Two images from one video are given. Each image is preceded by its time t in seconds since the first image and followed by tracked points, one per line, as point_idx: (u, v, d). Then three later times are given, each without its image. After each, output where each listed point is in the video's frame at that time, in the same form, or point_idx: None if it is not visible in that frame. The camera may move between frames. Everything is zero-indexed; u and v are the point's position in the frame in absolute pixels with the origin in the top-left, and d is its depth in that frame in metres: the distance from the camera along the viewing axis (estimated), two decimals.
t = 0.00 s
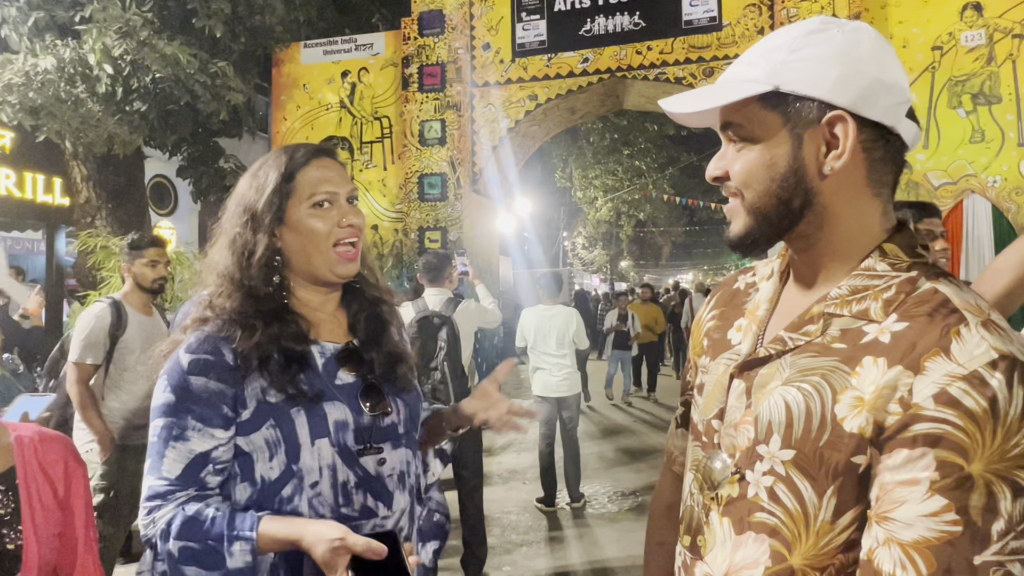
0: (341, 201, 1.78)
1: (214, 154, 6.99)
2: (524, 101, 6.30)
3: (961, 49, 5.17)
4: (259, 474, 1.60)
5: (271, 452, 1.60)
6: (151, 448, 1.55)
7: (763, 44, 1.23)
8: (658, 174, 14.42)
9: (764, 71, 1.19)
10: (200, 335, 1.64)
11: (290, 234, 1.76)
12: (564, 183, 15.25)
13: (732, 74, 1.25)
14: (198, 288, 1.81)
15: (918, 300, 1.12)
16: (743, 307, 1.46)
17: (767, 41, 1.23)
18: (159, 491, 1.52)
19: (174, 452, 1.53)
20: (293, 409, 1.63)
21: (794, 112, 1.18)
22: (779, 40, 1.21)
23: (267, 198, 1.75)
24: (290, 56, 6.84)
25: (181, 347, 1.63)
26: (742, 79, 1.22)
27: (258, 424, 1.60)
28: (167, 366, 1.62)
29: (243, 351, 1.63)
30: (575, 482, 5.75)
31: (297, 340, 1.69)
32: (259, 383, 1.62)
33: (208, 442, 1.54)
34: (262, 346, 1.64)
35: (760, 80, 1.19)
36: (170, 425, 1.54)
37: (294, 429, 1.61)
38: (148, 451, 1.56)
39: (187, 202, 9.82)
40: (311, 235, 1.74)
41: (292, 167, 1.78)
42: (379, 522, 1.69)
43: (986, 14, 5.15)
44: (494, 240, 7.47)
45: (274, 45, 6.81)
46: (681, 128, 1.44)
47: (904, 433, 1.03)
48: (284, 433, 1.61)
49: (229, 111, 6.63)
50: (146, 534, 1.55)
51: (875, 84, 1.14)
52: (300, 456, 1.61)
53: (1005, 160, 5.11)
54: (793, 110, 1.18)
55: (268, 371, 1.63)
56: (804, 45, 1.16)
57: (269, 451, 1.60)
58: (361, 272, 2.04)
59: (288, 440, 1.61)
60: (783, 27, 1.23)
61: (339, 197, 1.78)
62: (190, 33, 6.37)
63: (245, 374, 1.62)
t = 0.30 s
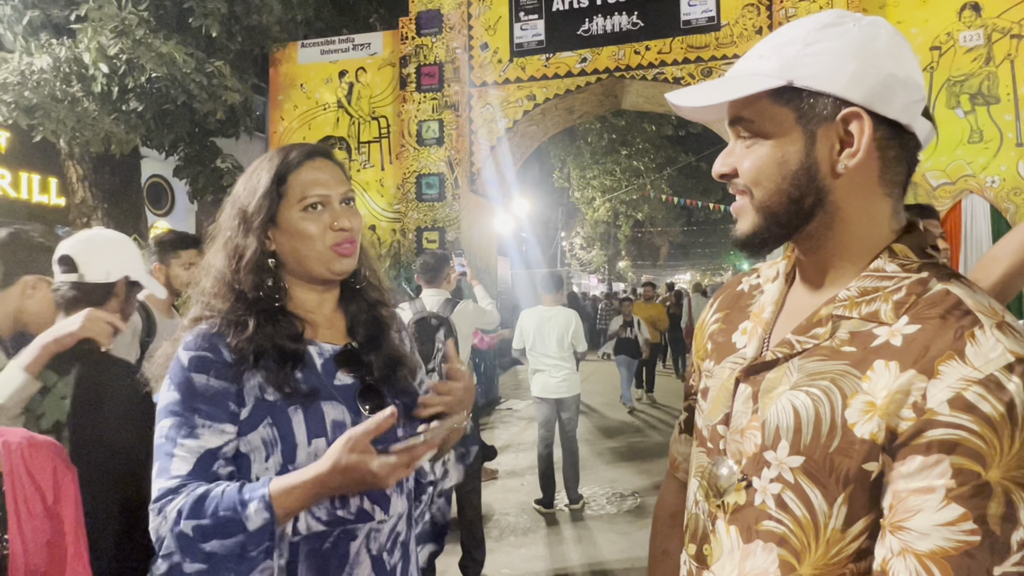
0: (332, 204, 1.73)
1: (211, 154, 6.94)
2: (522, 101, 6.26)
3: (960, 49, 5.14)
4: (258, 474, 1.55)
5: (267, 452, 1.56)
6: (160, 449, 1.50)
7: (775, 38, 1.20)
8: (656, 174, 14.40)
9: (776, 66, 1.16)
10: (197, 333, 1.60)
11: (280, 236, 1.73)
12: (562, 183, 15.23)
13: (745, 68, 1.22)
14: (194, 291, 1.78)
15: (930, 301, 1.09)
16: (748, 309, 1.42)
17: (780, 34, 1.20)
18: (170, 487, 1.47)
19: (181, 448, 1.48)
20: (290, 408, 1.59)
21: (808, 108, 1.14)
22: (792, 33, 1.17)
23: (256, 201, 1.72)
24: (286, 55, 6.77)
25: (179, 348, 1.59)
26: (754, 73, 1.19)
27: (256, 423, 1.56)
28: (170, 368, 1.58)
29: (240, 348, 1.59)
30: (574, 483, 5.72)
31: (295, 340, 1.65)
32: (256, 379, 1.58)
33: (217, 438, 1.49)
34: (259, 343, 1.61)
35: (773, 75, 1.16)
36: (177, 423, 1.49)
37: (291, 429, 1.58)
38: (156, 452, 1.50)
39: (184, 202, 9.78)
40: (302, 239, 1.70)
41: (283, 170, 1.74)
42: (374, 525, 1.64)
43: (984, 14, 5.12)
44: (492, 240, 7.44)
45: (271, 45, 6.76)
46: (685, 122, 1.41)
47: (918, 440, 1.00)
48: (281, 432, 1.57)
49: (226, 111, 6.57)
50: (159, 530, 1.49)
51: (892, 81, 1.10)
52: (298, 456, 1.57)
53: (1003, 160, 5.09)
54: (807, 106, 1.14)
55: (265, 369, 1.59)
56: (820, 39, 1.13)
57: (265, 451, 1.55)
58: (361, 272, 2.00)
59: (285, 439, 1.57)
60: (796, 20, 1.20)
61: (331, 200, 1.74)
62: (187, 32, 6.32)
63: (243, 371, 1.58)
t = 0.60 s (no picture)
0: (335, 202, 1.69)
1: (207, 154, 6.90)
2: (520, 100, 6.22)
3: (957, 49, 5.10)
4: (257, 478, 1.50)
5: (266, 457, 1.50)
6: (151, 454, 1.45)
7: (786, 30, 1.16)
8: (653, 175, 14.38)
9: (787, 59, 1.12)
10: (193, 334, 1.55)
11: (282, 234, 1.68)
12: (559, 184, 15.20)
13: (753, 61, 1.18)
14: (191, 293, 1.74)
15: (947, 303, 1.05)
16: (756, 310, 1.38)
17: (790, 27, 1.16)
18: (154, 494, 1.42)
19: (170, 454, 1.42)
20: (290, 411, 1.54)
21: (820, 103, 1.10)
22: (803, 25, 1.13)
23: (258, 198, 1.67)
24: (282, 55, 6.68)
25: (176, 349, 1.54)
26: (763, 67, 1.15)
27: (254, 426, 1.51)
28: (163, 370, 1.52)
29: (237, 349, 1.55)
30: (572, 485, 5.67)
31: (291, 343, 1.61)
32: (254, 382, 1.53)
33: (207, 445, 1.43)
34: (256, 344, 1.56)
35: (784, 69, 1.12)
36: (170, 427, 1.44)
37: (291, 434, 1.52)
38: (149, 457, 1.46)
39: (180, 202, 9.73)
40: (303, 236, 1.66)
41: (285, 166, 1.69)
42: (377, 531, 1.59)
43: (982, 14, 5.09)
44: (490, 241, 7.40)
45: (267, 45, 6.69)
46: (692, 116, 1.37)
47: (939, 445, 0.97)
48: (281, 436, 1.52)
49: (222, 110, 6.52)
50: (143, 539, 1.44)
51: (908, 74, 1.06)
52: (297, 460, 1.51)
53: (1001, 160, 5.06)
54: (819, 101, 1.10)
55: (263, 371, 1.55)
56: (833, 31, 1.09)
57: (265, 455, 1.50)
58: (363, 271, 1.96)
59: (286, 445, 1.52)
60: (807, 12, 1.16)
61: (334, 198, 1.70)
62: (183, 31, 6.28)
63: (240, 374, 1.53)
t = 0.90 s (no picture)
0: (330, 192, 1.65)
1: (202, 153, 6.84)
2: (517, 100, 6.16)
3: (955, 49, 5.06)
4: (249, 487, 1.45)
5: (260, 464, 1.45)
6: (131, 461, 1.38)
7: (805, 16, 1.11)
8: (650, 175, 14.34)
9: (806, 45, 1.07)
10: (186, 339, 1.50)
11: (277, 228, 1.63)
12: (556, 184, 15.16)
13: (770, 48, 1.13)
14: (184, 291, 1.69)
15: (972, 301, 1.01)
16: (767, 309, 1.34)
17: (809, 12, 1.11)
18: (138, 510, 1.34)
19: (156, 465, 1.36)
20: (284, 417, 1.48)
21: (841, 91, 1.06)
22: (824, 10, 1.09)
23: (251, 192, 1.62)
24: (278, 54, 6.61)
25: (165, 353, 1.48)
26: (782, 54, 1.10)
27: (246, 434, 1.46)
28: (150, 374, 1.46)
29: (229, 354, 1.49)
30: (570, 486, 5.63)
31: (287, 344, 1.55)
32: (247, 390, 1.48)
33: (193, 455, 1.38)
34: (249, 347, 1.51)
35: (804, 55, 1.07)
36: (154, 435, 1.38)
37: (285, 440, 1.47)
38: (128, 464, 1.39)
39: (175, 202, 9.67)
40: (298, 231, 1.61)
41: (278, 158, 1.65)
42: (373, 540, 1.56)
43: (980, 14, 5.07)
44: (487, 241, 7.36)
45: (263, 43, 6.64)
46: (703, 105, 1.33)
47: (964, 451, 0.93)
48: (275, 443, 1.47)
49: (217, 109, 6.45)
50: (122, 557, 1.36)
51: (934, 61, 1.02)
52: (291, 467, 1.47)
53: (999, 160, 5.03)
54: (840, 89, 1.06)
55: (255, 377, 1.49)
56: (856, 15, 1.04)
57: (258, 463, 1.45)
58: (359, 268, 1.92)
59: (279, 452, 1.47)
60: None
61: (329, 187, 1.65)
62: (177, 29, 6.21)
63: (232, 381, 1.47)
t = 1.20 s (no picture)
0: (327, 188, 1.60)
1: (197, 152, 6.76)
2: (513, 99, 6.12)
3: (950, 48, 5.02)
4: (245, 494, 1.40)
5: (256, 469, 1.40)
6: (126, 469, 1.33)
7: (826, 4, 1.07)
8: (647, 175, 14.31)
9: (829, 35, 1.03)
10: (177, 341, 1.44)
11: (271, 225, 1.59)
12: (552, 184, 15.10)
13: (790, 37, 1.09)
14: (175, 292, 1.64)
15: (999, 303, 0.97)
16: (779, 309, 1.29)
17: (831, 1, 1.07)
18: (137, 520, 1.30)
19: (153, 472, 1.31)
20: (280, 421, 1.43)
21: (865, 82, 1.02)
22: None
23: (244, 190, 1.57)
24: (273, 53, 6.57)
25: (157, 356, 1.42)
26: (802, 44, 1.06)
27: (242, 439, 1.40)
28: (142, 378, 1.40)
29: (223, 356, 1.44)
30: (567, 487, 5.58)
31: (282, 345, 1.50)
32: (242, 392, 1.43)
33: (190, 461, 1.33)
34: (243, 348, 1.46)
35: (826, 45, 1.03)
36: (148, 442, 1.33)
37: (283, 444, 1.42)
38: (122, 473, 1.34)
39: (169, 202, 9.59)
40: (292, 228, 1.56)
41: (273, 153, 1.61)
42: (374, 547, 1.51)
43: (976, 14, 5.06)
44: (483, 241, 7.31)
45: (258, 41, 6.58)
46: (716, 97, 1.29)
47: (996, 459, 0.89)
48: (271, 448, 1.41)
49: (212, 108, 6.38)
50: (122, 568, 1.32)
51: (962, 51, 0.98)
52: (289, 473, 1.42)
53: (995, 160, 4.98)
54: (864, 80, 1.02)
55: (251, 379, 1.44)
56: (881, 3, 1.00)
57: (254, 469, 1.40)
58: (355, 267, 1.88)
59: (276, 457, 1.42)
60: None
61: (325, 183, 1.61)
62: (172, 27, 6.14)
63: (227, 384, 1.42)
